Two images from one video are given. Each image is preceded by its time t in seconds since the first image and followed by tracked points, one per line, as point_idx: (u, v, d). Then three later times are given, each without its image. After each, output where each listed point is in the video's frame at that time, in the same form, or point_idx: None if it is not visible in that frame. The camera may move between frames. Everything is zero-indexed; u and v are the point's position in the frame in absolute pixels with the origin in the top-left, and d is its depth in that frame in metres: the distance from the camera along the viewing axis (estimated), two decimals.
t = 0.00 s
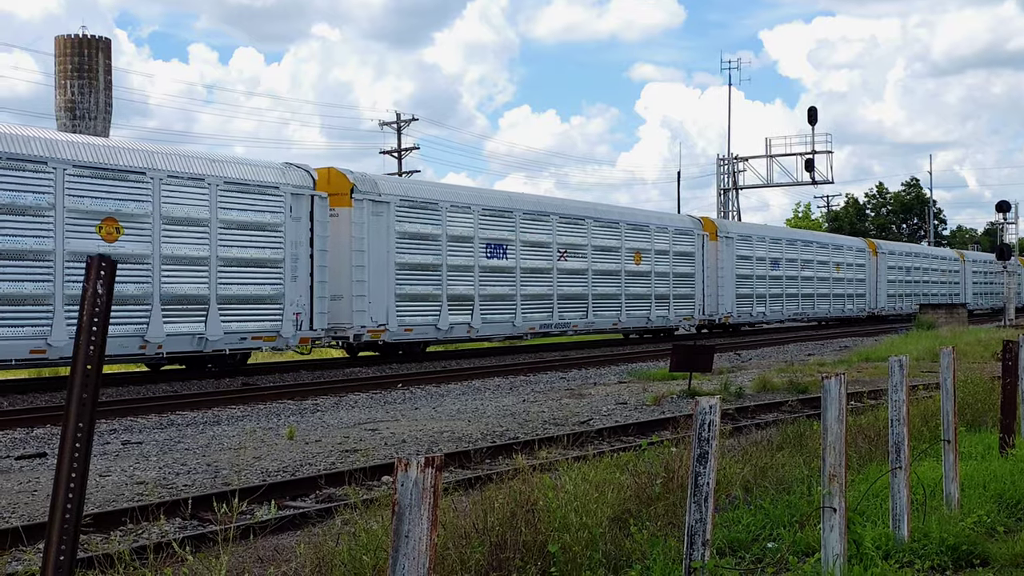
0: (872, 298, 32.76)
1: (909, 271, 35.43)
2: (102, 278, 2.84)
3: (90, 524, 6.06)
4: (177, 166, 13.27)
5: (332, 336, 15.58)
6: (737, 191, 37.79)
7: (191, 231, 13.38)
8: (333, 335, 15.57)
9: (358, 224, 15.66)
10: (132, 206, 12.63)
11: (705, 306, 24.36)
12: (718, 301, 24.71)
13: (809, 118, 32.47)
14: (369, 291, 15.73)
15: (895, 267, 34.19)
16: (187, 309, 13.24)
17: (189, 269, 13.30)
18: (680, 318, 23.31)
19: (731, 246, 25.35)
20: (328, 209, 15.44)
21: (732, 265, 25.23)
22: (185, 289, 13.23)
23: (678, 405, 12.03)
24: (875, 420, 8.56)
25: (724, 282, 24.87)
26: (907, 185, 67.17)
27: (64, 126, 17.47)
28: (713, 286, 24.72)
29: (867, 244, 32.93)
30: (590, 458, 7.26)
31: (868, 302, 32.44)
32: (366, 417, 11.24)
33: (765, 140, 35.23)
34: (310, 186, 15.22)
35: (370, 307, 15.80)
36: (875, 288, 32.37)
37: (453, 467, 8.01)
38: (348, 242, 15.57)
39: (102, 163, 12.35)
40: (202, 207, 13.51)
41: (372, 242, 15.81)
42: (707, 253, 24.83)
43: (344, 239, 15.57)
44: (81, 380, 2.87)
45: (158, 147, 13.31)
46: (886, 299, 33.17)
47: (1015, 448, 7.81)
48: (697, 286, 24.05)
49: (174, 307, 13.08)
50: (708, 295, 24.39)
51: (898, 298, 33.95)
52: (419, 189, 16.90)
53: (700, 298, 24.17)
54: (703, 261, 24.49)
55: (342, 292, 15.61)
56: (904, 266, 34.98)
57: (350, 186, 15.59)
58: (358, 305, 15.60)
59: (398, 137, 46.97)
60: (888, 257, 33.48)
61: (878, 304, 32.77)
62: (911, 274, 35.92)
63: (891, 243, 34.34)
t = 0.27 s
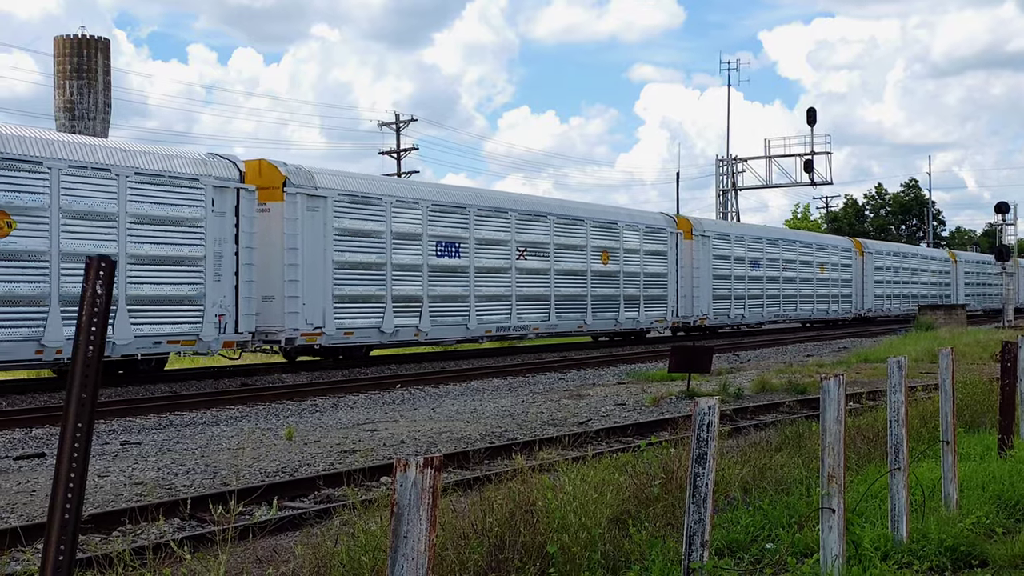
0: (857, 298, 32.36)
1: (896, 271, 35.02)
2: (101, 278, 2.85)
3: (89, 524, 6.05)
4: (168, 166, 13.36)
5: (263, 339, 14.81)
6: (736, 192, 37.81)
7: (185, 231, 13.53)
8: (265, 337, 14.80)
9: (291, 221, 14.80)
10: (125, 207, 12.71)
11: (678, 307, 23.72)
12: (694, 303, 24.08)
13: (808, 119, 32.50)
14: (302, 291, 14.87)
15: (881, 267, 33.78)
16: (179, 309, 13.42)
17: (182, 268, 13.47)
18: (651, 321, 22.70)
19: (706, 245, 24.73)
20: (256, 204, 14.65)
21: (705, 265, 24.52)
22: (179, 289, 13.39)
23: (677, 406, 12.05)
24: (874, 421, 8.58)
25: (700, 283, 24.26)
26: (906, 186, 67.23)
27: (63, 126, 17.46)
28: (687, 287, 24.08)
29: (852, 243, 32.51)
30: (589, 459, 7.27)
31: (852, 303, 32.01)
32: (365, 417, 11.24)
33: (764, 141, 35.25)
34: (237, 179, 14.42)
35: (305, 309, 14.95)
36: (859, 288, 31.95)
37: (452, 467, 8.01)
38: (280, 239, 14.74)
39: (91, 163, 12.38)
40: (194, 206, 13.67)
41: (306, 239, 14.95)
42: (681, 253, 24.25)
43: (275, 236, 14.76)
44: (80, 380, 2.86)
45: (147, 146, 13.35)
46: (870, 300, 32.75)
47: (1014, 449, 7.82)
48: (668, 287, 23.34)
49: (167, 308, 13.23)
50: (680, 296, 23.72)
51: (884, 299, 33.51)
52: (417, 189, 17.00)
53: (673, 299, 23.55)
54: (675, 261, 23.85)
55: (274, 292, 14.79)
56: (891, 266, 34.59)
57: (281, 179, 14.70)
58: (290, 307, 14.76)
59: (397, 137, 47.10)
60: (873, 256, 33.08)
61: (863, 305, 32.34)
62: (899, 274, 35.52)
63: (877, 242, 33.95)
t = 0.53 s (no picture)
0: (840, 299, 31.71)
1: (881, 272, 34.40)
2: (98, 278, 2.84)
3: (85, 524, 6.05)
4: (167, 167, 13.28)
5: (181, 344, 13.64)
6: (732, 193, 37.85)
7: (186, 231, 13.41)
8: (182, 342, 13.62)
9: (210, 215, 13.63)
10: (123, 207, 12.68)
11: (646, 309, 22.78)
12: (664, 304, 23.11)
13: (804, 120, 32.55)
14: (223, 291, 13.70)
15: (865, 268, 33.15)
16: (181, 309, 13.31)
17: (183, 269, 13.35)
18: (618, 323, 21.80)
19: (676, 245, 23.75)
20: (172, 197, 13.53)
21: (675, 264, 23.47)
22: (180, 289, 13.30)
23: (673, 407, 12.08)
24: (870, 422, 8.61)
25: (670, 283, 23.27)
26: (902, 187, 67.38)
27: (59, 127, 17.42)
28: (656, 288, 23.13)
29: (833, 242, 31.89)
30: (585, 459, 7.28)
31: (834, 303, 31.34)
32: (361, 418, 11.25)
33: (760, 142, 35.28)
34: (148, 170, 13.31)
35: (227, 311, 13.77)
36: (842, 289, 31.31)
37: (449, 467, 8.02)
38: (198, 234, 13.57)
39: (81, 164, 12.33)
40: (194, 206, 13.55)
41: (228, 235, 13.78)
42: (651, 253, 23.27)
43: (193, 231, 13.60)
44: (76, 381, 2.86)
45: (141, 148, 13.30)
46: (853, 301, 32.09)
47: (1010, 450, 7.85)
48: (635, 288, 22.33)
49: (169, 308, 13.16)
50: (647, 298, 22.77)
51: (868, 300, 32.86)
52: (415, 190, 16.95)
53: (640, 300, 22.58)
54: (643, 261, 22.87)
55: (192, 293, 13.61)
56: (875, 266, 33.98)
57: (199, 170, 13.54)
58: (210, 309, 13.59)
59: (394, 138, 47.22)
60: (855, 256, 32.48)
61: (845, 306, 31.69)
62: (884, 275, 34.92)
63: (861, 242, 33.36)
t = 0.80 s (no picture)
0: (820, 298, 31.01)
1: (863, 271, 33.72)
2: (92, 277, 2.84)
3: (79, 524, 6.03)
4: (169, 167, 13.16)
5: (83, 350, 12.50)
6: (727, 193, 37.89)
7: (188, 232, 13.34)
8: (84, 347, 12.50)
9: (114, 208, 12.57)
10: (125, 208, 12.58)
11: (612, 309, 21.69)
12: (630, 304, 22.04)
13: (799, 120, 32.62)
14: (129, 292, 12.60)
15: (847, 266, 32.45)
16: (179, 310, 13.24)
17: (183, 270, 13.28)
18: (579, 324, 20.80)
19: (644, 242, 22.63)
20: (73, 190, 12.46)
21: (642, 262, 22.41)
22: (180, 289, 13.22)
23: (668, 407, 12.08)
24: (865, 421, 8.63)
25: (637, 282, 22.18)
26: (896, 187, 67.54)
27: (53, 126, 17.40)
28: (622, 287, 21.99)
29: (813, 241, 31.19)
30: (579, 459, 7.28)
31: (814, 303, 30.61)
32: (356, 418, 11.24)
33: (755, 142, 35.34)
34: (46, 159, 12.26)
35: (134, 313, 12.69)
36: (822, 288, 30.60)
37: (443, 467, 8.02)
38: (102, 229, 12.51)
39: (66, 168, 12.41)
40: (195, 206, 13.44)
41: (137, 230, 12.73)
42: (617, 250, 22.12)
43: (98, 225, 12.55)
44: (70, 380, 2.86)
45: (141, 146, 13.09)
46: (834, 300, 31.36)
47: (1003, 450, 7.86)
48: (599, 288, 21.28)
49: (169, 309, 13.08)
50: (613, 299, 21.63)
51: (849, 300, 32.15)
52: (412, 191, 16.91)
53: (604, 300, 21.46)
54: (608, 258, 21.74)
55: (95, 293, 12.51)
56: (858, 266, 33.34)
57: (104, 160, 12.51)
58: (116, 310, 12.50)
59: (389, 137, 47.30)
60: (836, 254, 31.64)
61: (825, 306, 30.96)
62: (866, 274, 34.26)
63: (842, 240, 32.72)
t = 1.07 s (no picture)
0: (801, 297, 30.10)
1: (846, 269, 32.84)
2: (84, 275, 2.83)
3: (72, 523, 6.02)
4: (161, 165, 13.33)
5: None
6: (721, 192, 37.95)
7: (179, 231, 13.50)
8: None
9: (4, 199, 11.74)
10: (118, 207, 12.74)
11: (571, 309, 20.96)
12: (593, 304, 21.27)
13: (793, 119, 32.71)
14: (19, 291, 11.80)
15: (828, 264, 31.61)
16: (171, 308, 13.37)
17: (175, 269, 13.44)
18: (536, 325, 20.09)
19: (608, 240, 21.92)
20: None
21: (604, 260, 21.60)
22: (172, 288, 13.37)
23: (662, 406, 12.08)
24: (858, 420, 8.64)
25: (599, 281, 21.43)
26: (890, 186, 67.69)
27: (47, 125, 17.37)
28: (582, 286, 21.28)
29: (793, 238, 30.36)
30: (574, 459, 7.28)
31: (793, 302, 29.73)
32: (350, 417, 11.22)
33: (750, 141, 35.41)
34: None
35: (28, 312, 11.90)
36: (802, 286, 29.72)
37: (437, 467, 8.02)
38: None
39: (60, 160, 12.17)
40: (188, 205, 13.61)
41: (30, 223, 11.89)
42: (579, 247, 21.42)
43: None
44: (63, 378, 2.85)
45: (133, 145, 13.27)
46: (815, 300, 30.46)
47: (997, 448, 7.88)
48: (559, 286, 20.62)
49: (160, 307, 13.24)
50: (573, 297, 20.94)
51: (832, 299, 31.24)
52: (402, 189, 17.05)
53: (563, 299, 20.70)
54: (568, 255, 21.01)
55: None
56: (841, 264, 32.49)
57: None
58: (4, 310, 11.71)
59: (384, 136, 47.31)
60: (817, 252, 30.77)
61: (805, 305, 30.08)
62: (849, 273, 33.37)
63: (824, 238, 31.89)
